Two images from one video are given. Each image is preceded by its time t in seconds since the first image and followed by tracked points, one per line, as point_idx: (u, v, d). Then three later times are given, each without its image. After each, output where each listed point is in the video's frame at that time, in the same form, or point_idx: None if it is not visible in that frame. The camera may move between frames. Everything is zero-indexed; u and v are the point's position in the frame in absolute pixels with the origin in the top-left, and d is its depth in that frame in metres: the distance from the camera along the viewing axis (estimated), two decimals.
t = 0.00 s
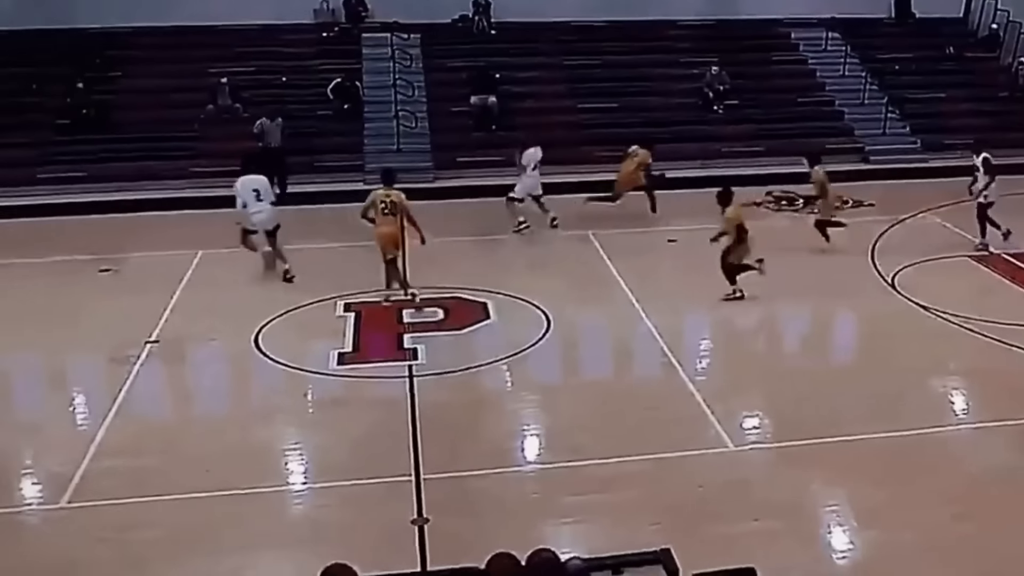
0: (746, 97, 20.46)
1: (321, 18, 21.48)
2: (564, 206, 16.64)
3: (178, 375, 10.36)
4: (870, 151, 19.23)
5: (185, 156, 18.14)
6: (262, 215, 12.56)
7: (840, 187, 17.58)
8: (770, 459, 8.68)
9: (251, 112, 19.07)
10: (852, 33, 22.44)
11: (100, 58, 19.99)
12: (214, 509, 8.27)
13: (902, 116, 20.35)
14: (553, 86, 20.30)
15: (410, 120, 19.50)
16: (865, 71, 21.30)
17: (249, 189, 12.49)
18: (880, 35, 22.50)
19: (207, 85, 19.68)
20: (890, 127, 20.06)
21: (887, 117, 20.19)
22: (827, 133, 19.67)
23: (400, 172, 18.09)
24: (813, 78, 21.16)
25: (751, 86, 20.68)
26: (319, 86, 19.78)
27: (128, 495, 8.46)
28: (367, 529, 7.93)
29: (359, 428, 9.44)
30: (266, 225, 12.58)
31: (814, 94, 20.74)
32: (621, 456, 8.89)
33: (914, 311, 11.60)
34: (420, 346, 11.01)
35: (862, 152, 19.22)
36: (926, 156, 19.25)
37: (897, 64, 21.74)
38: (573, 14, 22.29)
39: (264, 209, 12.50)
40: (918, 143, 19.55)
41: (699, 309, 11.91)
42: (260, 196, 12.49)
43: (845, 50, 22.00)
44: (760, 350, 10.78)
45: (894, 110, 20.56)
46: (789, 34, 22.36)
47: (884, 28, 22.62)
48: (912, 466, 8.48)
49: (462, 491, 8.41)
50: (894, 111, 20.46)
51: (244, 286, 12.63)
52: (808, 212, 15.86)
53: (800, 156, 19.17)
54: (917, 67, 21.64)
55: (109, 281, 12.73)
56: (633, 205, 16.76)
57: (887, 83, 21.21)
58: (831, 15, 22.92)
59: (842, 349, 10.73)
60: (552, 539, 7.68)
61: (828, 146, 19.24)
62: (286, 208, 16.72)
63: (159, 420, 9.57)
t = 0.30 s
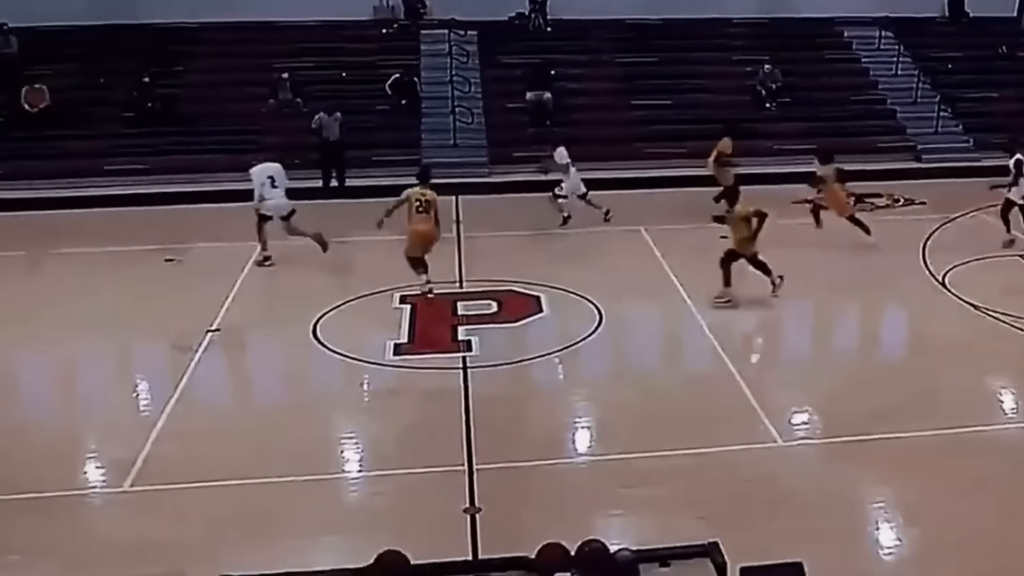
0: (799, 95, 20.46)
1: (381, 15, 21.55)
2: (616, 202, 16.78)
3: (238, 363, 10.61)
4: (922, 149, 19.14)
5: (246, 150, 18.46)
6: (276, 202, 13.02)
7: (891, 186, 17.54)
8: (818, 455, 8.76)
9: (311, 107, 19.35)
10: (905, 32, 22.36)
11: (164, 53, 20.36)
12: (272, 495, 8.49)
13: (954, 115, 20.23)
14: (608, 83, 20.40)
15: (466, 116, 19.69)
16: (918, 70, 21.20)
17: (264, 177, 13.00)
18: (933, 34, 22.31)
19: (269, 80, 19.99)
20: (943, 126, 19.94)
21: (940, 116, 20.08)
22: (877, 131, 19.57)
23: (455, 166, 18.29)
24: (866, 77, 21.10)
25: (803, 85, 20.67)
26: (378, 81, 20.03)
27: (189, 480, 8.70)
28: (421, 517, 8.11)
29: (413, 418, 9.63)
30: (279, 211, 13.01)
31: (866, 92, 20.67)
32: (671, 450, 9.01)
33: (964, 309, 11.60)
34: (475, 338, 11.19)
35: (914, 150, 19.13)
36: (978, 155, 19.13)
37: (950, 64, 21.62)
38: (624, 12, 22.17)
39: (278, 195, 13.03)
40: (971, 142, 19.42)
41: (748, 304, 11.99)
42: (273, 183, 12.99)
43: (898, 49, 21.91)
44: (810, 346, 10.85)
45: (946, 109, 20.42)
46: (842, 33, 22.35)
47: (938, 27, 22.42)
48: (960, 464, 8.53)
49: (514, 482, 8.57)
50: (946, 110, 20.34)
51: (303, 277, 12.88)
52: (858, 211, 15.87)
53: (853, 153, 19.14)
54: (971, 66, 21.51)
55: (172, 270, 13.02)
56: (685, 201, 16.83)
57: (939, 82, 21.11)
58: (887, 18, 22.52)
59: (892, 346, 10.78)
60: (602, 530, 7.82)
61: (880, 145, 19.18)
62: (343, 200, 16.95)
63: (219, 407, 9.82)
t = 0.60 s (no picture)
0: (840, 94, 20.42)
1: (427, 14, 21.50)
2: (658, 199, 16.85)
3: (285, 355, 10.78)
4: (963, 149, 19.03)
5: (294, 145, 18.67)
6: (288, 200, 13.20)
7: (931, 185, 17.48)
8: (857, 453, 8.81)
9: (358, 103, 19.54)
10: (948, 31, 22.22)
11: (215, 50, 20.63)
12: (316, 485, 8.65)
13: (996, 115, 20.10)
14: (651, 81, 20.46)
15: (510, 113, 19.81)
16: (960, 70, 21.09)
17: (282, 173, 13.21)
18: (976, 33, 22.12)
19: (316, 77, 20.21)
20: (984, 126, 19.81)
21: (981, 116, 19.96)
22: (917, 131, 19.47)
23: (499, 163, 18.42)
24: (907, 77, 21.01)
25: (845, 84, 20.63)
26: (423, 78, 20.18)
27: (236, 470, 8.88)
28: (463, 510, 8.24)
29: (455, 411, 9.77)
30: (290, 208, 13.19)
31: (907, 92, 20.59)
32: (710, 446, 9.09)
33: (1005, 309, 11.58)
34: (516, 333, 11.31)
35: (955, 150, 19.02)
36: (1020, 155, 19.00)
37: (993, 64, 21.47)
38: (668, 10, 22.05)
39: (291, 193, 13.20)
40: (1012, 142, 19.29)
41: (788, 302, 12.03)
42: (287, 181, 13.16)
43: (940, 49, 21.80)
44: (850, 345, 10.88)
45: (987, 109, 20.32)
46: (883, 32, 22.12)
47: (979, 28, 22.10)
48: (999, 464, 8.55)
49: (553, 476, 8.68)
50: (988, 110, 20.21)
51: (349, 271, 13.05)
52: (898, 210, 15.84)
53: (894, 152, 19.07)
54: (1014, 66, 21.35)
55: (222, 263, 13.23)
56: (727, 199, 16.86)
57: (981, 82, 20.98)
58: (930, 16, 22.16)
59: (932, 346, 10.79)
60: (640, 525, 7.92)
61: (921, 144, 19.10)
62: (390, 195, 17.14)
63: (265, 398, 10.01)
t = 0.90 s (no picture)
0: (899, 94, 20.34)
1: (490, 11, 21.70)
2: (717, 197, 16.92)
3: (346, 346, 11.00)
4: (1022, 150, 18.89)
5: (357, 139, 18.93)
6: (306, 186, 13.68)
7: (989, 186, 17.38)
8: (911, 452, 8.86)
9: (421, 99, 19.76)
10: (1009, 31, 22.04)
11: (284, 46, 20.94)
12: (376, 474, 8.85)
13: None
14: (711, 79, 20.50)
15: (571, 110, 19.93)
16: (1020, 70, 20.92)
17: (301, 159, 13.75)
18: None
19: (380, 73, 20.44)
20: None
21: None
22: (977, 131, 19.35)
23: (558, 159, 18.55)
24: (967, 77, 20.88)
25: (905, 84, 20.54)
26: (485, 75, 20.35)
27: (299, 457, 9.10)
28: (519, 501, 8.40)
29: (513, 404, 9.92)
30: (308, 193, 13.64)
31: (967, 92, 20.46)
32: (764, 442, 9.18)
33: None
34: (574, 328, 11.44)
35: (1014, 150, 18.89)
36: None
37: None
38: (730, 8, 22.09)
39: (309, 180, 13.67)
40: None
41: (843, 301, 12.06)
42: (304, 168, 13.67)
43: (1000, 49, 21.63)
44: (905, 344, 10.90)
45: None
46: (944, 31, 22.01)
47: None
48: None
49: (608, 469, 8.81)
50: None
51: (410, 264, 13.25)
52: (956, 211, 15.78)
53: (953, 153, 18.97)
54: None
55: (288, 255, 13.49)
56: (784, 197, 16.88)
57: None
58: (991, 17, 22.01)
59: (989, 346, 10.79)
60: (694, 519, 8.03)
61: (981, 144, 18.98)
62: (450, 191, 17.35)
63: (327, 388, 10.22)
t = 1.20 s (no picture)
0: (965, 94, 20.17)
1: (555, 8, 21.87)
2: (779, 196, 16.92)
3: (411, 338, 11.18)
4: None
5: (422, 134, 19.09)
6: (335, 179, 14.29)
7: None
8: (971, 453, 8.87)
9: (486, 96, 19.90)
10: None
11: (352, 42, 21.15)
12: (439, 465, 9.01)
13: None
14: (775, 79, 20.46)
15: (634, 107, 19.96)
16: None
17: (323, 153, 14.33)
18: None
19: (446, 69, 20.61)
20: None
21: None
22: None
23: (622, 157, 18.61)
24: None
25: (970, 84, 20.36)
26: (549, 72, 20.44)
27: (362, 447, 9.28)
28: (579, 495, 8.52)
29: (573, 398, 10.05)
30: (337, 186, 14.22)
31: None
32: (823, 440, 9.23)
33: None
34: (634, 324, 11.54)
35: None
36: None
37: None
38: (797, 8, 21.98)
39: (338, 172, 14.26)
40: None
41: (904, 301, 12.05)
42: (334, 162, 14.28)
43: None
44: (965, 344, 10.88)
45: None
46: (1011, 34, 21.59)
47: None
48: None
49: (667, 464, 8.91)
50: None
51: (474, 258, 13.41)
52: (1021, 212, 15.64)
53: (1018, 154, 18.79)
54: None
55: (355, 249, 13.69)
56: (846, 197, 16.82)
57: None
58: None
59: None
60: (752, 516, 8.11)
61: None
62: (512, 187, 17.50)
63: (391, 379, 10.40)
